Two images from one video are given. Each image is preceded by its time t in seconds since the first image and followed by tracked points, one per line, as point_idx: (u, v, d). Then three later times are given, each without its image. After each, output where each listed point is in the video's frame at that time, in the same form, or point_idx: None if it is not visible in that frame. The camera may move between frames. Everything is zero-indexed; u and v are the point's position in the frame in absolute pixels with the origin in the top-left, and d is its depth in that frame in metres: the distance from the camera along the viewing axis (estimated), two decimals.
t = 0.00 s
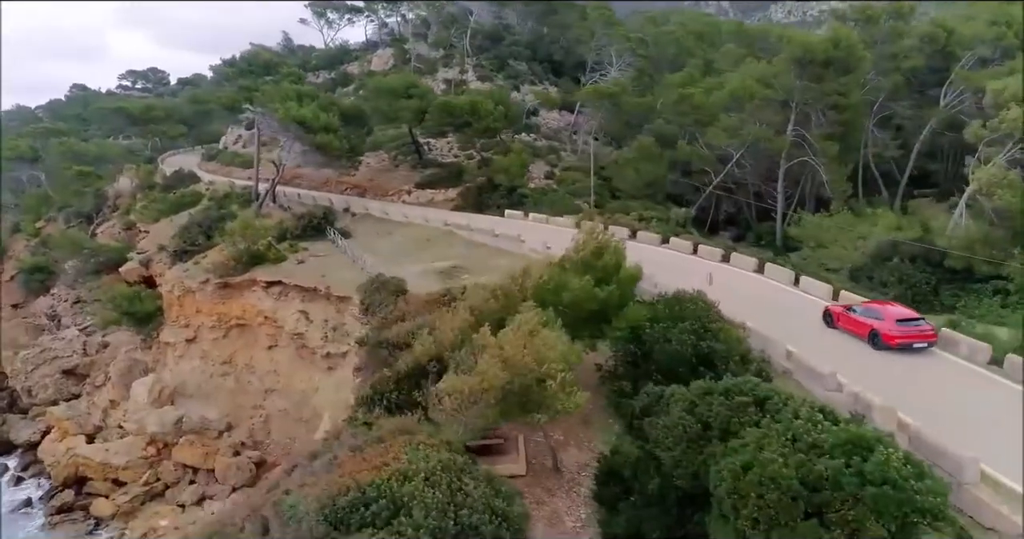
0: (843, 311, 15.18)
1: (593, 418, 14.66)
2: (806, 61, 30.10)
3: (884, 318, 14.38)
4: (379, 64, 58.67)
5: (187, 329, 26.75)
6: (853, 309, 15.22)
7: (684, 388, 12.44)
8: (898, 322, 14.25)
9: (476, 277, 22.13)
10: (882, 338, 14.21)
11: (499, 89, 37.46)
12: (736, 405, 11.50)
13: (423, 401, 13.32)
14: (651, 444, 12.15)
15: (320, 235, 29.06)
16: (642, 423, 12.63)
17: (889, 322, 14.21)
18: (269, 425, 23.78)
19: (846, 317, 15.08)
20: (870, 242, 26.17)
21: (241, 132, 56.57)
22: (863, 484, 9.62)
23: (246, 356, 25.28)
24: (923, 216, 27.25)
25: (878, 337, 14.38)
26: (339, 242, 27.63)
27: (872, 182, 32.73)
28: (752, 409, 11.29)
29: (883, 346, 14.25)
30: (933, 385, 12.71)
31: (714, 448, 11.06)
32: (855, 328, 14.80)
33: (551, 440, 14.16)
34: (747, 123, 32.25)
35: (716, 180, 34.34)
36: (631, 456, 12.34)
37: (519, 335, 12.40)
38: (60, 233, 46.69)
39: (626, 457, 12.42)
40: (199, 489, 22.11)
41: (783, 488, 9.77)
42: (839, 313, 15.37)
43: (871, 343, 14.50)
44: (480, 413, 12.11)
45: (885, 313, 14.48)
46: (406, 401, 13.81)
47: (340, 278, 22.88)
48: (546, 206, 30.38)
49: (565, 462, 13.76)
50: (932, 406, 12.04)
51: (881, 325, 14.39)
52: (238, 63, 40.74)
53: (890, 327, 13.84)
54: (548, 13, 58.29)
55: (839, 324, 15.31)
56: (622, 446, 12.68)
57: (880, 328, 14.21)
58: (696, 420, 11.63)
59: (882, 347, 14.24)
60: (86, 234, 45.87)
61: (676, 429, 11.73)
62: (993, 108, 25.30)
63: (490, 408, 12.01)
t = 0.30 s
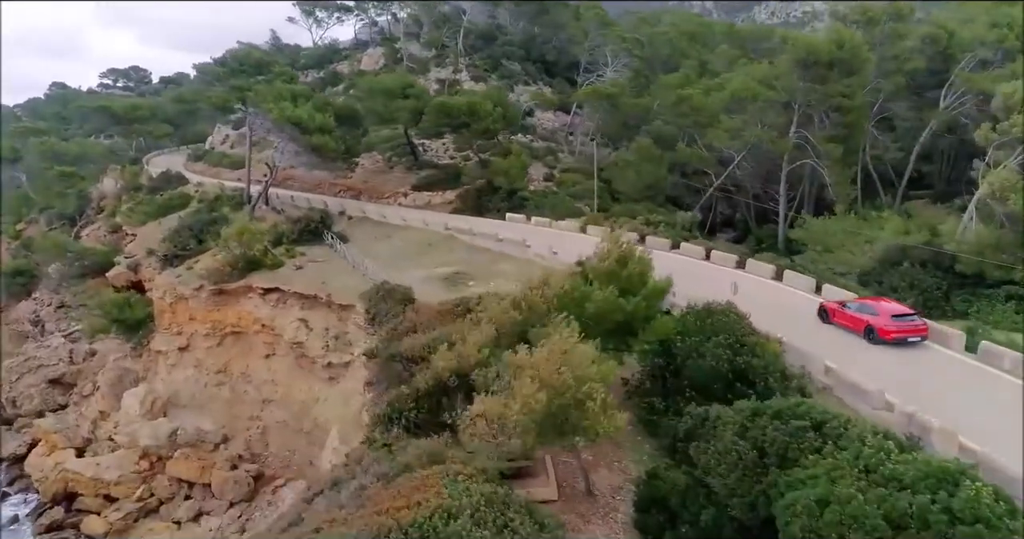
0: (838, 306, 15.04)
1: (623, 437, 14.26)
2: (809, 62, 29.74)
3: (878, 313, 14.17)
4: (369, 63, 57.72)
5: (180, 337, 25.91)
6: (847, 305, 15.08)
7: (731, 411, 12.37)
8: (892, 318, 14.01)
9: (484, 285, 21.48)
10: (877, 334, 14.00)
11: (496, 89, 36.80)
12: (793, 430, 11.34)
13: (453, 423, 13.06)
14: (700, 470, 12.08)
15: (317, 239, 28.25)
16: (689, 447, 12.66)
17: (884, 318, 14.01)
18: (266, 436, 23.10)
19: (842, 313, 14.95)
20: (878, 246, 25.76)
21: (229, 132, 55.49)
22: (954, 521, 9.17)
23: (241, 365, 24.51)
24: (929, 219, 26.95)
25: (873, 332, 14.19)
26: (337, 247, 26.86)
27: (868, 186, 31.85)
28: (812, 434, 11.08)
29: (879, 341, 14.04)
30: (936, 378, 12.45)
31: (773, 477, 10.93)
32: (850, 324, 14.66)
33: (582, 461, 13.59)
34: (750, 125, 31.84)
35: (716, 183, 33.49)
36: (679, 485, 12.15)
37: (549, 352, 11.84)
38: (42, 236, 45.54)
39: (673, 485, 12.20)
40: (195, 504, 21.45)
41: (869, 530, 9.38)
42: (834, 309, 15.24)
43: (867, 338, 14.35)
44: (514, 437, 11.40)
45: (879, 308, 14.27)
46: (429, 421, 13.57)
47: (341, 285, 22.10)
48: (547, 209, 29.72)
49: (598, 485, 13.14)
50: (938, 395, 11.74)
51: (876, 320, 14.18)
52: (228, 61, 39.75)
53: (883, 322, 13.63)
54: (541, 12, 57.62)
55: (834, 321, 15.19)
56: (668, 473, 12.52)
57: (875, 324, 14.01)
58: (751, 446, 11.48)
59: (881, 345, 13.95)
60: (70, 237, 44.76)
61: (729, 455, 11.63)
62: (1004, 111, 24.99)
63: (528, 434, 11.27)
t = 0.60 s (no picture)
0: (833, 302, 15.10)
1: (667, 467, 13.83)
2: (820, 64, 29.69)
3: (874, 308, 14.37)
4: (363, 63, 56.77)
5: (176, 347, 25.07)
6: (843, 301, 15.16)
7: (797, 441, 11.66)
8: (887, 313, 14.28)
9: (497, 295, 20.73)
10: (874, 329, 14.21)
11: (498, 90, 36.04)
12: (871, 464, 10.55)
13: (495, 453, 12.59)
14: (769, 508, 11.43)
15: (318, 245, 27.37)
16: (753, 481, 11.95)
17: (879, 312, 14.22)
18: (269, 451, 22.33)
19: (837, 308, 15.00)
20: (893, 250, 25.12)
21: (219, 132, 54.40)
22: None
23: (240, 376, 23.71)
24: (943, 222, 26.39)
25: (868, 327, 14.39)
26: (341, 253, 26.04)
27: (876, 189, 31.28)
28: (894, 467, 10.30)
29: (875, 336, 14.23)
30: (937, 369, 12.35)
31: (857, 517, 10.16)
32: (846, 319, 14.76)
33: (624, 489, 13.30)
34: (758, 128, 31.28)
35: (722, 186, 33.23)
36: (746, 522, 11.65)
37: (598, 375, 11.18)
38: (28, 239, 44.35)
39: (739, 523, 11.73)
40: (196, 524, 20.66)
41: None
42: (828, 305, 15.30)
43: (860, 333, 14.52)
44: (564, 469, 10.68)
45: (874, 304, 14.49)
46: (458, 445, 13.07)
47: (348, 295, 21.31)
48: (553, 213, 29.01)
49: (644, 517, 12.77)
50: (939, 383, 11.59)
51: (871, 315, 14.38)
52: (223, 61, 38.82)
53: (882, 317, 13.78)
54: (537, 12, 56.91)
55: (829, 317, 15.19)
56: (734, 511, 11.88)
57: (872, 319, 14.18)
58: (826, 481, 10.77)
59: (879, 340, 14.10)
60: (57, 241, 43.60)
61: (803, 491, 10.90)
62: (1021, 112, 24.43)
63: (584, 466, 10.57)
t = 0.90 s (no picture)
0: (830, 301, 15.29)
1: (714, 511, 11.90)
2: (835, 65, 28.62)
3: (870, 307, 14.53)
4: (361, 63, 56.06)
5: (177, 357, 24.42)
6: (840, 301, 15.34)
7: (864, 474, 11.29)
8: (884, 311, 14.43)
9: (512, 304, 19.98)
10: (871, 327, 14.35)
11: (503, 91, 35.24)
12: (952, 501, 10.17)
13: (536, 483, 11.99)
14: None
15: (322, 251, 26.58)
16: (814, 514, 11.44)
17: (877, 311, 14.37)
18: (275, 465, 21.55)
19: (835, 308, 15.17)
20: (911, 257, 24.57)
21: (215, 133, 53.45)
22: None
23: (244, 386, 23.00)
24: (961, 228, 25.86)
25: (866, 326, 14.53)
26: (346, 259, 25.24)
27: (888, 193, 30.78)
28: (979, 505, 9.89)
29: (873, 335, 14.36)
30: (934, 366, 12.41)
31: None
32: (842, 317, 14.92)
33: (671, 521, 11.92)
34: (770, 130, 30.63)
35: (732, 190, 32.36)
36: None
37: (651, 401, 10.68)
38: (20, 242, 43.36)
39: None
40: None
41: None
42: (825, 304, 15.49)
43: (858, 332, 14.65)
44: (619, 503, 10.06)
45: (871, 303, 14.65)
46: (489, 471, 12.49)
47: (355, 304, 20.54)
48: (564, 219, 28.32)
49: None
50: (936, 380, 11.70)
51: (868, 314, 14.53)
52: (221, 60, 37.94)
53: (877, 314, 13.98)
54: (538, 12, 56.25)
55: (828, 316, 15.35)
56: None
57: (869, 318, 14.33)
58: (904, 520, 10.37)
59: (878, 339, 14.22)
60: (50, 244, 42.69)
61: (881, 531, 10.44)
62: None
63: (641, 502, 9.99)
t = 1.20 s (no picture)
0: (826, 301, 15.62)
1: None
2: (855, 68, 28.20)
3: (868, 308, 14.91)
4: (362, 63, 55.34)
5: (180, 369, 23.65)
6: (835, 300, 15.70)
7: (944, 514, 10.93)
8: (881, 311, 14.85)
9: (533, 317, 19.21)
10: (869, 327, 14.72)
11: (511, 93, 34.30)
12: None
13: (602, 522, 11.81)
14: None
15: (330, 258, 25.67)
16: None
17: (874, 311, 14.76)
18: (284, 483, 20.94)
19: (831, 308, 15.49)
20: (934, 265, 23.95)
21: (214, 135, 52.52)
22: None
23: (251, 399, 22.37)
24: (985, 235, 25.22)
25: (864, 326, 14.89)
26: (356, 268, 24.40)
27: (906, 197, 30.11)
28: None
29: (871, 335, 14.72)
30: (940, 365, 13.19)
31: None
32: (840, 317, 15.24)
33: None
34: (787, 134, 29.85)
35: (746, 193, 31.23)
36: None
37: (726, 446, 10.46)
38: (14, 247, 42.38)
39: None
40: None
41: None
42: (821, 304, 15.82)
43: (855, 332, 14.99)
44: None
45: (868, 303, 15.02)
46: (531, 508, 11.83)
47: (368, 317, 19.67)
48: (579, 225, 27.54)
49: None
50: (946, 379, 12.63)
51: (866, 314, 14.91)
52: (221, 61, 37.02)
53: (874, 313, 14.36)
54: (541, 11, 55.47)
55: (824, 316, 15.66)
56: None
57: (867, 318, 14.70)
58: None
59: (876, 338, 14.60)
60: (46, 249, 41.73)
61: None
62: None
63: None
